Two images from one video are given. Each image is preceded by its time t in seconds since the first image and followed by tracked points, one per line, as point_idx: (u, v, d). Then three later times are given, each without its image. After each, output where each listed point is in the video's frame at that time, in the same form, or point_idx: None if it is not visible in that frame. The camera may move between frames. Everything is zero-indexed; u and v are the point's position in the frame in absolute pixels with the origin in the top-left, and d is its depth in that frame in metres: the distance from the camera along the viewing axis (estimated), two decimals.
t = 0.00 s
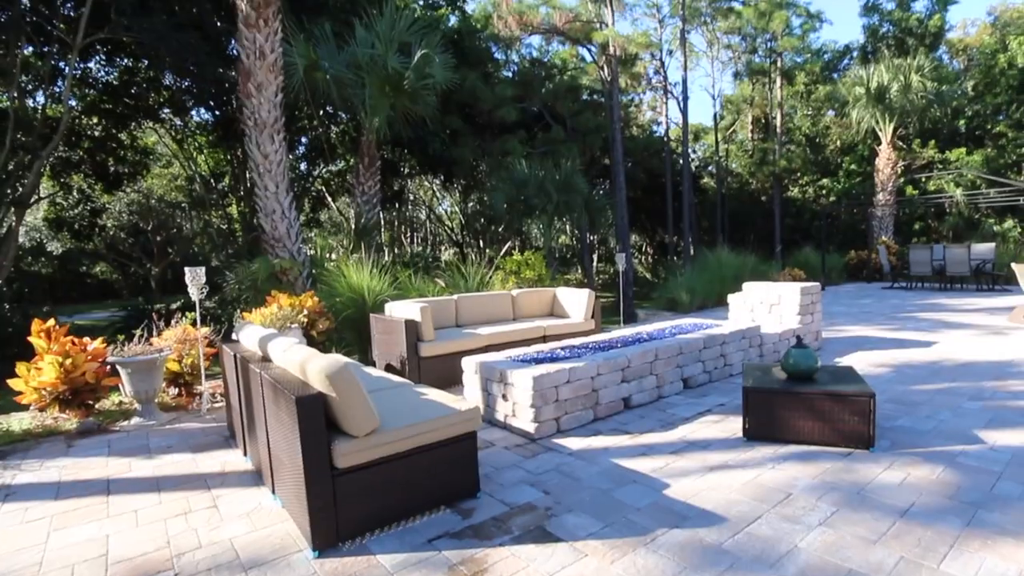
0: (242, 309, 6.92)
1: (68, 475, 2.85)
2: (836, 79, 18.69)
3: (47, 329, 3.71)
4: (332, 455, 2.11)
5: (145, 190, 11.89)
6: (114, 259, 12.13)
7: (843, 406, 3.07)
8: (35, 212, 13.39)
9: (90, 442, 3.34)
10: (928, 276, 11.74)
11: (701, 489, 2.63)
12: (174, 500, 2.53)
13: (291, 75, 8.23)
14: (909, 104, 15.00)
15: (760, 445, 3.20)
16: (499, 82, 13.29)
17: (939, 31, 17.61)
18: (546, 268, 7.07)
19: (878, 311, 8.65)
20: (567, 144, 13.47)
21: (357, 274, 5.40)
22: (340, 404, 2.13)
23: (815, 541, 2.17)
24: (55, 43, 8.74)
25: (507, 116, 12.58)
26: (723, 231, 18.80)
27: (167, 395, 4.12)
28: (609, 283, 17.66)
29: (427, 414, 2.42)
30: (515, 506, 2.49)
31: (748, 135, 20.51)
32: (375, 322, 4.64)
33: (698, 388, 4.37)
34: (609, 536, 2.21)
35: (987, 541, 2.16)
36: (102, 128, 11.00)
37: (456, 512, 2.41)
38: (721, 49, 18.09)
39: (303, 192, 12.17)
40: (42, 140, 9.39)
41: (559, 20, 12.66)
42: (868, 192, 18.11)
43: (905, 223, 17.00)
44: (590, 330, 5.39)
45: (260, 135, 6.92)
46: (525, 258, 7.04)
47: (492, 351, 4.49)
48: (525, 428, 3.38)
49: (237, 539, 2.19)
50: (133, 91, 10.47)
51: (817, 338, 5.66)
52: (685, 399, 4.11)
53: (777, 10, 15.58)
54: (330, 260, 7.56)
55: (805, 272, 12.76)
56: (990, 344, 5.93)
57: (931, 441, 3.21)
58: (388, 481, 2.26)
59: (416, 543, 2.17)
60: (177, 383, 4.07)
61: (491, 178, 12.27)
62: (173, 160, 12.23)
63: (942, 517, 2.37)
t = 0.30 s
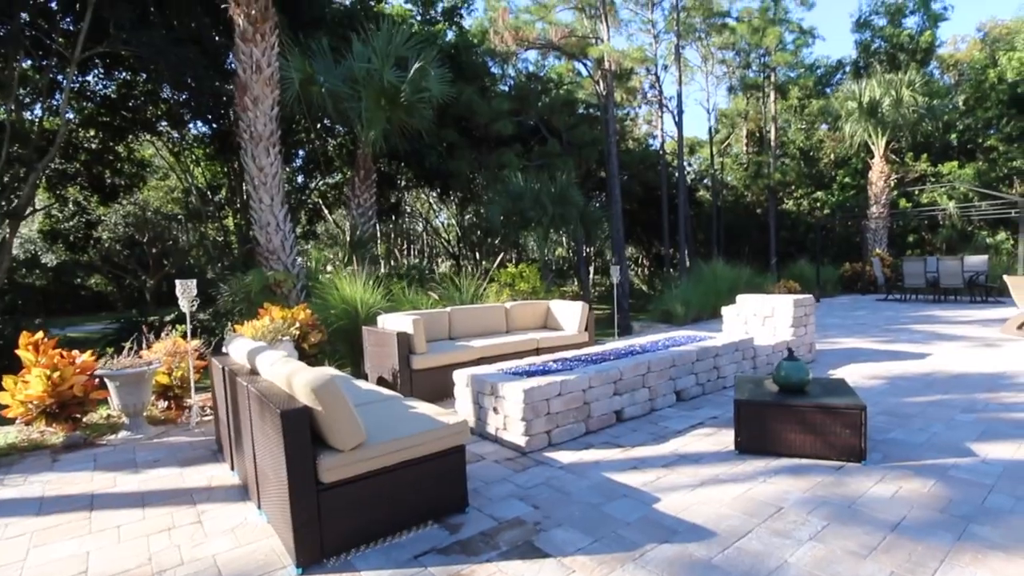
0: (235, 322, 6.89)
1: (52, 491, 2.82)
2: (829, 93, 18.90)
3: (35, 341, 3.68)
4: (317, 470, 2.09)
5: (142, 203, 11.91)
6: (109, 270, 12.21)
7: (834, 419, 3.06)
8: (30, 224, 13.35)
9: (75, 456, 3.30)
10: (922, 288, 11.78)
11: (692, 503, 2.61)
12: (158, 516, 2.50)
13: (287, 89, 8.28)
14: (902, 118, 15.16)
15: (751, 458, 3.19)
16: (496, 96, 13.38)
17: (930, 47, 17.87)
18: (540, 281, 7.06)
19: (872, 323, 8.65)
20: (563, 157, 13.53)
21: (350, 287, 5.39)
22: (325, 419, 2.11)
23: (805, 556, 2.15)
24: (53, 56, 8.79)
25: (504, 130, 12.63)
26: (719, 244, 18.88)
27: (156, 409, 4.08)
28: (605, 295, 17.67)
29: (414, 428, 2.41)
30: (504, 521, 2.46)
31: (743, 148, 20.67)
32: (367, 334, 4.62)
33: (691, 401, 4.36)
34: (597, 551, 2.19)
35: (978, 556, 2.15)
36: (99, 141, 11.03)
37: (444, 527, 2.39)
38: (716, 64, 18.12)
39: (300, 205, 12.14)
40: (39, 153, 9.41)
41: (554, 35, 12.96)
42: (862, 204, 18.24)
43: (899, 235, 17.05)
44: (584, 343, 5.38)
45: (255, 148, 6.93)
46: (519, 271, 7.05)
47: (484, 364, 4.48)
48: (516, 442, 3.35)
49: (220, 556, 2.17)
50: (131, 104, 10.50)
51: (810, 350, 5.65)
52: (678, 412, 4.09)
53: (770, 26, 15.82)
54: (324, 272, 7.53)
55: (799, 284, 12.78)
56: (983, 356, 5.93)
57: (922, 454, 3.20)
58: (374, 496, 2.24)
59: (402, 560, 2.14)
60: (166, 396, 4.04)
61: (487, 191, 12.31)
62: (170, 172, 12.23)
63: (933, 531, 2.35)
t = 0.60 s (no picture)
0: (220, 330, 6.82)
1: (20, 504, 2.76)
2: (819, 102, 19.07)
3: (9, 351, 3.67)
4: (287, 482, 2.05)
5: (130, 210, 11.94)
6: (97, 277, 12.19)
7: (816, 427, 3.04)
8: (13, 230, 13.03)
9: (47, 468, 3.24)
10: (910, 294, 11.84)
11: (671, 513, 2.59)
12: (126, 530, 2.45)
13: (273, 96, 8.26)
14: (890, 126, 15.30)
15: (733, 467, 3.17)
16: (487, 103, 13.39)
17: (917, 56, 18.10)
18: (529, 288, 7.05)
19: (860, 329, 8.68)
20: (555, 164, 13.54)
21: (335, 295, 5.35)
22: (295, 430, 2.08)
23: (783, 567, 2.13)
24: (41, 62, 8.74)
25: (495, 137, 12.62)
26: (710, 251, 18.94)
27: (134, 418, 3.98)
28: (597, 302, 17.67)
29: (389, 438, 2.38)
30: (480, 533, 2.42)
31: (734, 155, 20.78)
32: (351, 342, 4.57)
33: (676, 409, 4.33)
34: (572, 564, 2.16)
35: (956, 566, 2.13)
36: (87, 147, 10.92)
37: (419, 540, 2.35)
38: (707, 72, 18.10)
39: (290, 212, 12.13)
40: (24, 159, 9.32)
41: (546, 44, 12.96)
42: (852, 211, 18.39)
43: (888, 241, 17.14)
44: (570, 350, 5.35)
45: (242, 154, 6.88)
46: (508, 278, 7.03)
47: (469, 372, 4.44)
48: (497, 451, 3.32)
49: (187, 571, 2.12)
50: (120, 111, 10.41)
51: (797, 357, 5.65)
52: (663, 420, 4.06)
53: (760, 35, 16.00)
54: (313, 277, 7.43)
55: (789, 291, 12.82)
56: (969, 362, 5.95)
57: (905, 462, 3.19)
58: (346, 508, 2.20)
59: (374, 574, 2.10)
60: (145, 406, 3.95)
61: (478, 198, 12.29)
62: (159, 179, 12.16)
63: (913, 541, 2.33)
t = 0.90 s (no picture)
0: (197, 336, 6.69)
1: None
2: (804, 108, 19.24)
3: None
4: (238, 497, 1.99)
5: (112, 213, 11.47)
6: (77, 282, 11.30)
7: (790, 434, 3.01)
8: None
9: (3, 481, 3.13)
10: (893, 298, 11.92)
11: (641, 524, 2.54)
12: (77, 547, 2.36)
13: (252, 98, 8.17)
14: (873, 132, 15.46)
15: (708, 475, 3.12)
16: (474, 107, 13.35)
17: (900, 63, 18.34)
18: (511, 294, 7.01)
19: (843, 333, 8.69)
20: (541, 168, 13.51)
21: (312, 300, 5.26)
22: (247, 442, 2.02)
23: None
24: (17, 63, 8.58)
25: (481, 141, 12.58)
26: (698, 255, 18.99)
27: (98, 427, 3.84)
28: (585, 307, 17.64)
29: (350, 449, 2.31)
30: (444, 546, 2.36)
31: (721, 161, 20.89)
32: (325, 349, 4.49)
33: (655, 415, 4.29)
34: None
35: None
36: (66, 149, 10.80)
37: (380, 554, 2.28)
38: (693, 78, 18.51)
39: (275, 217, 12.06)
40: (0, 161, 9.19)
41: (532, 49, 13.07)
42: (837, 216, 18.55)
43: (872, 246, 17.25)
44: (550, 356, 5.31)
45: (219, 158, 6.78)
46: (490, 284, 6.98)
47: (445, 379, 4.38)
48: (469, 461, 3.26)
49: None
50: (100, 113, 10.29)
51: (778, 362, 5.63)
52: (640, 427, 4.02)
53: (745, 42, 16.06)
54: (293, 282, 7.31)
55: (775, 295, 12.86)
56: (949, 366, 5.96)
57: (879, 469, 3.17)
58: (300, 523, 2.12)
59: None
60: (110, 415, 3.84)
61: (464, 202, 12.22)
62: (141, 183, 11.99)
63: (883, 550, 2.30)
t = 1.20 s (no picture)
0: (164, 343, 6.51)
1: None
2: (785, 114, 19.42)
3: None
4: (173, 516, 1.89)
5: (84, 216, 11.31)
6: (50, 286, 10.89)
7: (757, 442, 2.96)
8: None
9: None
10: (871, 302, 12.02)
11: (602, 537, 2.48)
12: (9, 569, 2.24)
13: (224, 99, 8.00)
14: (852, 138, 15.64)
15: (675, 485, 3.07)
16: (456, 111, 13.24)
17: (878, 70, 18.61)
18: (487, 299, 6.93)
19: (820, 337, 8.72)
20: (523, 172, 13.44)
21: (280, 306, 5.14)
22: (184, 458, 1.92)
23: None
24: None
25: (463, 144, 12.49)
26: (681, 259, 19.03)
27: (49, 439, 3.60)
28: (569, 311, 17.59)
29: (298, 463, 2.23)
30: (397, 563, 2.27)
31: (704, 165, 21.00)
32: (291, 356, 4.38)
33: (627, 422, 4.24)
34: None
35: None
36: (36, 150, 10.50)
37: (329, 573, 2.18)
38: (676, 84, 18.56)
39: (252, 219, 11.90)
40: None
41: (514, 52, 13.30)
42: (817, 221, 18.73)
43: (852, 250, 17.40)
44: (524, 362, 5.24)
45: (189, 159, 6.63)
46: (466, 289, 6.91)
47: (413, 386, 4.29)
48: (432, 471, 3.18)
49: None
50: (71, 114, 9.99)
51: (754, 367, 5.61)
52: (611, 434, 3.96)
53: (727, 48, 16.20)
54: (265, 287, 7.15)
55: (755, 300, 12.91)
56: (922, 371, 5.99)
57: (847, 476, 3.14)
58: (241, 543, 2.02)
59: None
60: (62, 425, 3.67)
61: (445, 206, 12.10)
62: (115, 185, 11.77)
63: (846, 563, 2.26)
